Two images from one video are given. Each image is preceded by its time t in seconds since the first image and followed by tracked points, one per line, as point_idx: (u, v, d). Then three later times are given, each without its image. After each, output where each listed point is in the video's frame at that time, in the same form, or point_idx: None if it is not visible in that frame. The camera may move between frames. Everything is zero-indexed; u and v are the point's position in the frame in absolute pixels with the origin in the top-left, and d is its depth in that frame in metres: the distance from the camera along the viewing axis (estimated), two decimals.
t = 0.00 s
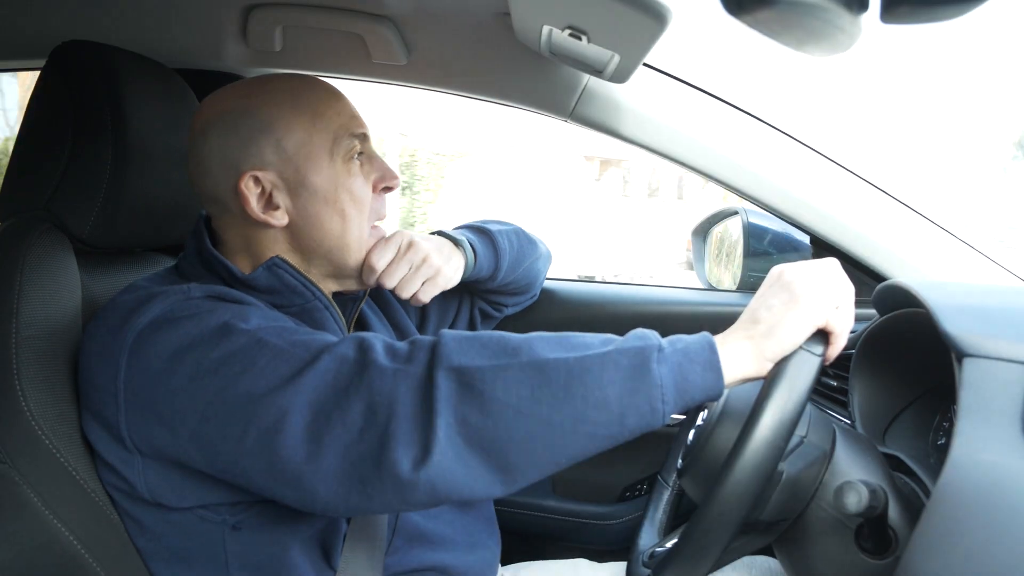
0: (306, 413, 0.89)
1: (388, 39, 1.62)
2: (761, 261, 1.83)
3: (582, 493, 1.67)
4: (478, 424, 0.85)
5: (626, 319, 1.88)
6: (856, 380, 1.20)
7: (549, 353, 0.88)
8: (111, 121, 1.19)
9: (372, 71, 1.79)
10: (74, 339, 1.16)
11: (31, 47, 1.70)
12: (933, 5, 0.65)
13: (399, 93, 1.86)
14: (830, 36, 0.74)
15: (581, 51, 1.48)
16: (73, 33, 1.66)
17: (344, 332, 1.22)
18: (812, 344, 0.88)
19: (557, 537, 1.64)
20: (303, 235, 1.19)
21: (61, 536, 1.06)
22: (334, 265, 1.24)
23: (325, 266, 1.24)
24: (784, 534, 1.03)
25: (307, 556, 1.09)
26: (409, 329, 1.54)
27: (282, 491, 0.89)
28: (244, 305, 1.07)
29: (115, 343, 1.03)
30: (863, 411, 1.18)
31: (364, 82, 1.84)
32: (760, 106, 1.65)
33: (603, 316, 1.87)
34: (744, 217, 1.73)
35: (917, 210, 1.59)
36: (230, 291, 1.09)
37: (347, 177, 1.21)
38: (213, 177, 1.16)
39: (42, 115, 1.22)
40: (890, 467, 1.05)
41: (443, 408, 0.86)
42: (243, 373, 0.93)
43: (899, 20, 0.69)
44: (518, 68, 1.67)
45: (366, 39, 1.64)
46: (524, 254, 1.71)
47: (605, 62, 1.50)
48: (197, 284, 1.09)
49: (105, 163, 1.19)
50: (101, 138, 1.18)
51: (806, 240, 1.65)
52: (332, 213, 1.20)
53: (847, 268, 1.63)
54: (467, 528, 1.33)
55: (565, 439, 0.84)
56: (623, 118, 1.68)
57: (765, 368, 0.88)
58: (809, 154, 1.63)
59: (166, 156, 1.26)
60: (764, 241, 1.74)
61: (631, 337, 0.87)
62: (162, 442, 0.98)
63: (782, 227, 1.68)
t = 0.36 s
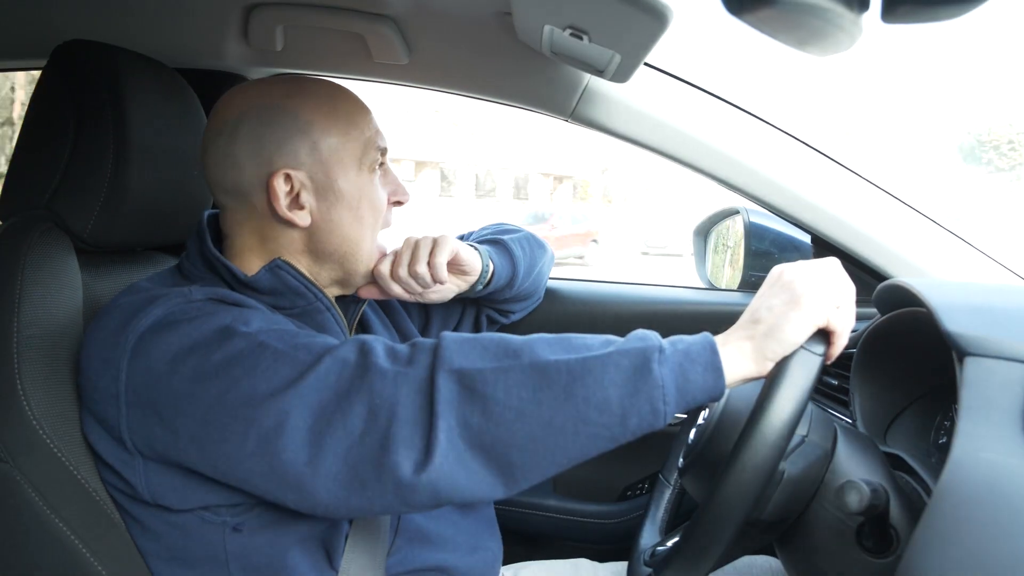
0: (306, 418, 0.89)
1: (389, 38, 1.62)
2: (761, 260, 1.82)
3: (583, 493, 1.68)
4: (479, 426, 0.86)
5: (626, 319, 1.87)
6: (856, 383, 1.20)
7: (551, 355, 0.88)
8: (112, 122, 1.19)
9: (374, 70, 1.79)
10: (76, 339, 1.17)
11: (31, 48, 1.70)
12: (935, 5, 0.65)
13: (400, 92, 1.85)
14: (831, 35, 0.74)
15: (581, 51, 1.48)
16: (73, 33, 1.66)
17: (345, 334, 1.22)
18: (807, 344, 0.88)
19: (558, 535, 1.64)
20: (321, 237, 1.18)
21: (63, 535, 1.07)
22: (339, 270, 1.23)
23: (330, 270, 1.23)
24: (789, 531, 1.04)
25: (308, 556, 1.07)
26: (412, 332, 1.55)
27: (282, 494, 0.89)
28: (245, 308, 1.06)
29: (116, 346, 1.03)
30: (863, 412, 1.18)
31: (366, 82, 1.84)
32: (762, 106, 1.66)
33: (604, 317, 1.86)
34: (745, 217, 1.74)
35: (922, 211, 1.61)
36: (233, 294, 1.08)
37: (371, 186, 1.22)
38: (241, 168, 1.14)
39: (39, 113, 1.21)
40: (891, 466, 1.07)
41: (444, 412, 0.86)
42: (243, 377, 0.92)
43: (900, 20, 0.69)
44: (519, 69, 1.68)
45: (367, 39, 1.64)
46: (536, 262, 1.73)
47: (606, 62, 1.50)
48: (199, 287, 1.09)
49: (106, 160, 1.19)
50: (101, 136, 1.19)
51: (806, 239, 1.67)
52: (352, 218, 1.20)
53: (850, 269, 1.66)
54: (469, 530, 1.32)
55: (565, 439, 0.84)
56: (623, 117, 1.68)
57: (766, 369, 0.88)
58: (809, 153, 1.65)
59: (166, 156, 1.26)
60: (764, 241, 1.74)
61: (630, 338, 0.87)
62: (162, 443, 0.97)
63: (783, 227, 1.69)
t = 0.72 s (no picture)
0: (305, 413, 0.88)
1: (390, 32, 1.62)
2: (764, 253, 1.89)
3: (585, 487, 1.70)
4: (479, 424, 0.85)
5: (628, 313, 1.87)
6: (857, 376, 1.22)
7: (549, 353, 0.88)
8: (112, 116, 1.19)
9: (374, 64, 1.78)
10: (76, 332, 1.18)
11: (30, 42, 1.69)
12: None
13: (401, 86, 1.85)
14: (831, 29, 0.74)
15: (581, 44, 1.49)
16: (74, 27, 1.66)
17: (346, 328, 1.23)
18: (806, 339, 0.88)
19: (558, 531, 1.62)
20: (312, 233, 1.20)
21: (63, 530, 1.07)
22: (337, 262, 1.25)
23: (329, 262, 1.25)
24: (783, 525, 1.03)
25: (309, 550, 1.07)
26: (414, 328, 1.56)
27: (281, 489, 0.88)
28: (245, 303, 1.07)
29: (117, 340, 1.04)
30: (863, 404, 1.21)
31: (367, 76, 1.84)
32: (766, 101, 1.66)
33: (603, 312, 1.85)
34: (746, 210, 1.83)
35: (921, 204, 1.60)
36: (233, 289, 1.10)
37: (364, 181, 1.21)
38: (233, 164, 1.16)
39: (41, 109, 1.21)
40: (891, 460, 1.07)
41: (443, 409, 0.86)
42: (242, 372, 0.92)
43: (899, 13, 0.69)
44: (519, 63, 1.68)
45: (368, 34, 1.64)
46: (540, 258, 1.73)
47: (606, 55, 1.51)
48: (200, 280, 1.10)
49: (107, 155, 1.20)
50: (101, 132, 1.19)
51: (807, 234, 1.72)
52: (343, 214, 1.20)
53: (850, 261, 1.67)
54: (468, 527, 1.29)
55: (565, 438, 0.85)
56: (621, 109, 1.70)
57: (765, 366, 0.88)
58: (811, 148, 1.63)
59: (166, 151, 1.27)
60: (765, 233, 1.85)
61: (629, 335, 0.88)
62: (162, 437, 0.99)
63: (783, 220, 1.76)
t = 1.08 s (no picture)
0: (307, 415, 0.87)
1: (394, 33, 1.62)
2: (769, 255, 1.87)
3: (590, 488, 1.69)
4: (481, 425, 0.85)
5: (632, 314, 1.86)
6: (861, 377, 1.22)
7: (551, 356, 0.88)
8: (115, 117, 1.19)
9: (378, 65, 1.78)
10: (79, 333, 1.18)
11: (33, 44, 1.69)
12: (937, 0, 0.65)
13: (403, 87, 1.85)
14: (831, 32, 0.74)
15: (584, 45, 1.48)
16: (77, 28, 1.66)
17: (348, 332, 1.22)
18: (812, 343, 0.88)
19: (561, 531, 1.63)
20: (303, 244, 1.21)
21: (68, 531, 1.06)
22: (329, 277, 1.24)
23: (322, 276, 1.24)
24: (787, 526, 1.03)
25: (312, 553, 1.08)
26: (417, 329, 1.55)
27: (284, 491, 0.88)
28: (247, 305, 1.07)
29: (121, 342, 1.04)
30: (868, 405, 1.21)
31: (371, 77, 1.84)
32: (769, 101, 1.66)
33: (606, 313, 1.84)
34: (749, 212, 1.82)
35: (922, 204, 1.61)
36: (236, 291, 1.09)
37: (361, 197, 1.20)
38: (232, 170, 1.19)
39: (44, 111, 1.22)
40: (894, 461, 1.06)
41: (444, 412, 0.85)
42: (245, 373, 0.92)
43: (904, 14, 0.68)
44: (523, 65, 1.67)
45: (371, 34, 1.64)
46: (543, 262, 1.72)
47: (609, 56, 1.50)
48: (204, 283, 1.10)
49: (110, 155, 1.19)
50: (104, 131, 1.19)
51: (811, 234, 1.73)
52: (334, 230, 1.19)
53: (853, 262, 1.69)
54: (473, 530, 1.29)
55: (567, 440, 0.84)
56: (625, 112, 1.69)
57: (768, 369, 0.88)
58: (814, 149, 1.63)
59: (169, 152, 1.26)
60: (769, 235, 1.83)
61: (632, 338, 0.87)
62: (164, 439, 0.98)
63: (786, 220, 1.76)
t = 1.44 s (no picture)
0: (311, 415, 0.87)
1: (397, 33, 1.62)
2: (773, 254, 1.83)
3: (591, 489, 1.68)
4: (482, 425, 0.84)
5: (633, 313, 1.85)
6: (862, 376, 1.20)
7: (553, 354, 0.87)
8: (119, 117, 1.19)
9: (380, 65, 1.78)
10: (81, 334, 1.17)
11: (34, 42, 1.68)
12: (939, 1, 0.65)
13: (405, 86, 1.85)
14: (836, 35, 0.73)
15: (588, 45, 1.48)
16: (79, 28, 1.65)
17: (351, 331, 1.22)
18: (813, 342, 0.88)
19: (566, 531, 1.63)
20: (304, 239, 1.20)
21: (70, 530, 1.07)
22: (334, 269, 1.23)
23: (327, 269, 1.24)
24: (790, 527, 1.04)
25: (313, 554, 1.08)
26: (417, 327, 1.54)
27: (287, 491, 0.87)
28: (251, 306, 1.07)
29: (124, 342, 1.03)
30: (869, 405, 1.18)
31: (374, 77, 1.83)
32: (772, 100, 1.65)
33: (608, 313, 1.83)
34: (752, 211, 1.78)
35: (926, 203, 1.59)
36: (237, 291, 1.10)
37: (360, 188, 1.19)
38: (228, 168, 1.18)
39: (48, 112, 1.22)
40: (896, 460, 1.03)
41: (447, 410, 0.84)
42: (249, 373, 0.91)
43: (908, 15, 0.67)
44: (525, 64, 1.67)
45: (373, 33, 1.63)
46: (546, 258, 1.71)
47: (612, 56, 1.50)
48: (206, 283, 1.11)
49: (113, 155, 1.19)
50: (108, 132, 1.19)
51: (812, 234, 1.72)
52: (336, 222, 1.19)
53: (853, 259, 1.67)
54: (472, 527, 1.29)
55: (569, 439, 0.83)
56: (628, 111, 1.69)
57: (770, 368, 0.88)
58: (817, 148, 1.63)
59: (172, 151, 1.26)
60: (772, 235, 1.79)
61: (634, 337, 0.86)
62: (166, 438, 0.98)
63: (788, 220, 1.74)
